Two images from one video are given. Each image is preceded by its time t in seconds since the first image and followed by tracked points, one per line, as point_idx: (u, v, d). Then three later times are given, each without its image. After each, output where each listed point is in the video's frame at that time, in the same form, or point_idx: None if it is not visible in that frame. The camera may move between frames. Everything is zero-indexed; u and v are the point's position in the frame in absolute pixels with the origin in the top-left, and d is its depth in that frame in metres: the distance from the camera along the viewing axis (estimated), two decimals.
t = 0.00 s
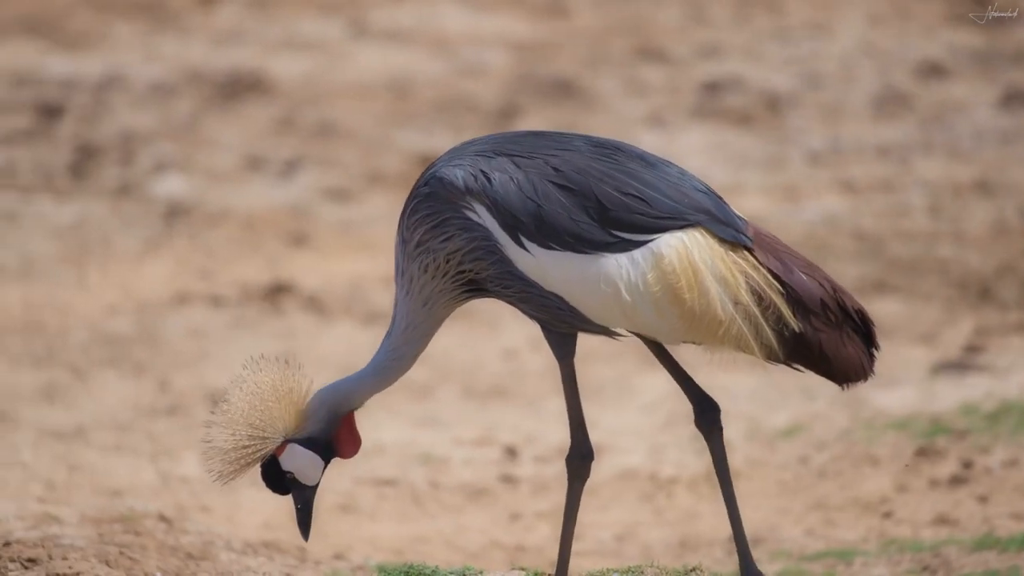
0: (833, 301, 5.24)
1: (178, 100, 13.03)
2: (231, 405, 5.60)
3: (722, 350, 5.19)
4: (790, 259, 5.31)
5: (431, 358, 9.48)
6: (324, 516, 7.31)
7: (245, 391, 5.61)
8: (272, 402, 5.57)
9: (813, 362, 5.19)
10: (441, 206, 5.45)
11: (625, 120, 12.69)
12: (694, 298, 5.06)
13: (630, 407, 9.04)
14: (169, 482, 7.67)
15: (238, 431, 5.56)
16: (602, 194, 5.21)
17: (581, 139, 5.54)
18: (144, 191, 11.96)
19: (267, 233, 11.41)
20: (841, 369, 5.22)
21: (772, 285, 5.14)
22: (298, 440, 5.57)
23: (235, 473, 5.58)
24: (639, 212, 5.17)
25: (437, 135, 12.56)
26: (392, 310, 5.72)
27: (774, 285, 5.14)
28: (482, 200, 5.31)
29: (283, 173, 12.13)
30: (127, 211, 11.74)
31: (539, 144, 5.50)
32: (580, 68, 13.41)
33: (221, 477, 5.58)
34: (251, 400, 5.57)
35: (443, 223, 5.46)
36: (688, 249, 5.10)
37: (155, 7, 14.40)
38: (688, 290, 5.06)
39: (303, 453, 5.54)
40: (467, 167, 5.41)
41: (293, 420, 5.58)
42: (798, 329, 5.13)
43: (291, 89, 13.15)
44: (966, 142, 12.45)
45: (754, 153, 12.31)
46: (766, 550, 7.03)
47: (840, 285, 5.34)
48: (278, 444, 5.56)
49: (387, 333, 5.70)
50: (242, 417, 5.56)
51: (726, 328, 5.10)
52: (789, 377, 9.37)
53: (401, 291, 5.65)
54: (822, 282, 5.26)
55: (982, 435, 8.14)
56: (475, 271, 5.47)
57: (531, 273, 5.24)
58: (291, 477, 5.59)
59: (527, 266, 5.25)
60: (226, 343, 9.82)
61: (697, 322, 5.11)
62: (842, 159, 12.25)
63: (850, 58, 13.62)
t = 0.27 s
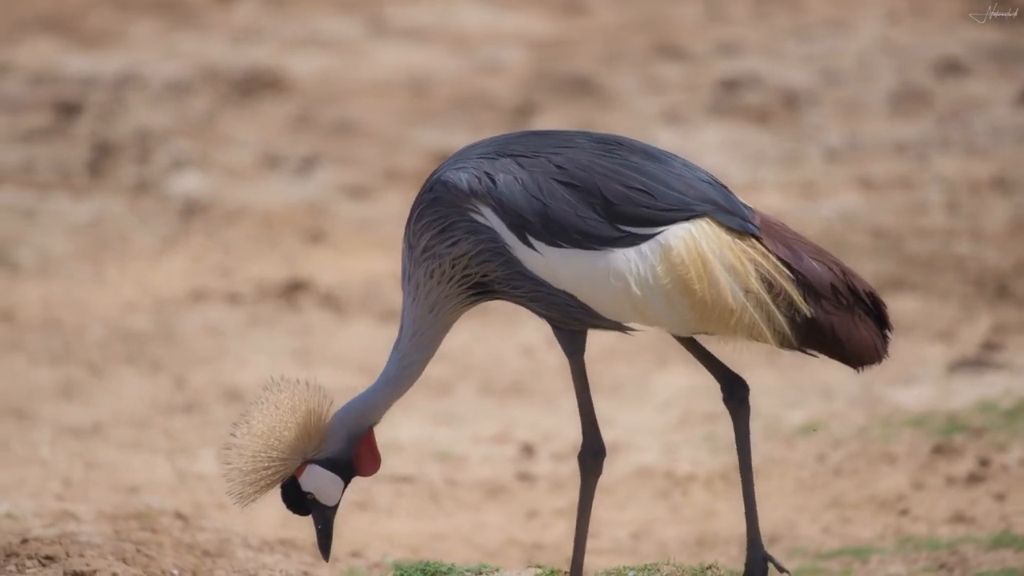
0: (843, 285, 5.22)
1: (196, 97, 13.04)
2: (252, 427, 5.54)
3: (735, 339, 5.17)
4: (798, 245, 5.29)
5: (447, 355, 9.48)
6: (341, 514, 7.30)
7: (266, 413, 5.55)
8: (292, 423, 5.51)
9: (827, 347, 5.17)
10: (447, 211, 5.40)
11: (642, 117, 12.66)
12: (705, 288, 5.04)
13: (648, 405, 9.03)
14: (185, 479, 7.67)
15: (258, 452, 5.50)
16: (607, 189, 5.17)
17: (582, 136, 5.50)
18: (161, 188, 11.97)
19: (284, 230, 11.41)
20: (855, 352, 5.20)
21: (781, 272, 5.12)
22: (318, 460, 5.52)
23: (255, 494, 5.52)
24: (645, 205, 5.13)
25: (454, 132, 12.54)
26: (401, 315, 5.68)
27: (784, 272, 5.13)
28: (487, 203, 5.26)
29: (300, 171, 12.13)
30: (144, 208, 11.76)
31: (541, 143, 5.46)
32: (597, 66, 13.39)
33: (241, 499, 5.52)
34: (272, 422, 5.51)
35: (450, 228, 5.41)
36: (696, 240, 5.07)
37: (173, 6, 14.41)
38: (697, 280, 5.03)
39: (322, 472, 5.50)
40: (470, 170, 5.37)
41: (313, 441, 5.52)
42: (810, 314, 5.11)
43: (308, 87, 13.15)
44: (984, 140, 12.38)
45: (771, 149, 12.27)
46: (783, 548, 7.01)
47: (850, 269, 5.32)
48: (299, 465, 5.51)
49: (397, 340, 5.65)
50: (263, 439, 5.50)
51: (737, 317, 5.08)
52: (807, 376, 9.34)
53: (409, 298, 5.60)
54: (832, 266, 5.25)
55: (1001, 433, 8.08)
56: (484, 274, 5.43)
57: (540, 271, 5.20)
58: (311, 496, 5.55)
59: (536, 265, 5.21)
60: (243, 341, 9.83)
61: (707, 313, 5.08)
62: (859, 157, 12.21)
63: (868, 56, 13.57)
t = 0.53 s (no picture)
0: (853, 268, 5.13)
1: (209, 95, 13.06)
2: (267, 439, 5.46)
3: (747, 328, 5.09)
4: (806, 230, 5.20)
5: (461, 353, 9.49)
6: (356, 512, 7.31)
7: (282, 425, 5.47)
8: (307, 435, 5.41)
9: (840, 331, 5.09)
10: (451, 216, 5.31)
11: (656, 115, 12.65)
12: (714, 279, 4.95)
13: (661, 402, 9.03)
14: (200, 477, 7.67)
15: (273, 465, 5.41)
16: (611, 184, 5.10)
17: (583, 134, 5.42)
18: (175, 186, 12.00)
19: (298, 228, 11.43)
20: (869, 334, 5.11)
21: (790, 258, 5.04)
22: (333, 472, 5.41)
23: (271, 506, 5.43)
24: (650, 199, 5.06)
25: (468, 130, 12.55)
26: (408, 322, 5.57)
27: (793, 258, 5.04)
28: (492, 204, 5.19)
29: (313, 169, 12.14)
30: (159, 206, 11.79)
31: (543, 143, 5.38)
32: (610, 63, 13.38)
33: (257, 512, 5.44)
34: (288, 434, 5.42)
35: (455, 233, 5.31)
36: (703, 230, 4.99)
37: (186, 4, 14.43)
38: (706, 271, 4.95)
39: (337, 484, 5.39)
40: (473, 173, 5.29)
41: (327, 453, 5.42)
42: (821, 299, 5.02)
43: (322, 84, 13.16)
44: (998, 137, 12.34)
45: (786, 147, 12.24)
46: (796, 546, 6.98)
47: (859, 252, 5.23)
48: (314, 477, 5.42)
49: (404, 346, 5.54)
50: (279, 451, 5.41)
51: (748, 306, 4.99)
52: (821, 374, 9.33)
53: (415, 305, 5.49)
54: (841, 250, 5.16)
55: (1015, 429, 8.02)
56: (492, 278, 5.33)
57: (549, 270, 5.12)
58: (327, 509, 5.43)
59: (544, 264, 5.13)
60: (257, 339, 9.84)
61: (718, 303, 5.00)
62: (873, 154, 12.19)
63: (881, 53, 13.54)
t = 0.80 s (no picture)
0: (866, 246, 5.09)
1: (225, 92, 13.08)
2: (284, 447, 5.37)
3: (763, 314, 5.03)
4: (817, 212, 5.15)
5: (477, 349, 9.52)
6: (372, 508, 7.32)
7: (300, 432, 5.39)
8: (325, 444, 5.33)
9: (856, 311, 5.04)
10: (461, 219, 5.24)
11: (672, 111, 12.64)
12: (727, 266, 4.89)
13: (676, 398, 9.05)
14: (216, 472, 7.68)
15: (290, 473, 5.32)
16: (619, 177, 5.02)
17: (589, 129, 5.34)
18: (191, 182, 12.03)
19: (313, 224, 11.44)
20: (886, 312, 5.06)
21: (802, 241, 4.99)
22: (350, 480, 5.35)
23: (287, 514, 5.35)
24: (659, 190, 4.99)
25: (484, 126, 12.56)
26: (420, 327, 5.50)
27: (805, 241, 4.99)
28: (500, 205, 5.11)
29: (329, 165, 12.16)
30: (175, 202, 11.82)
31: (548, 140, 5.30)
32: (626, 59, 13.36)
33: (273, 519, 5.36)
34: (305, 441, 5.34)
35: (466, 236, 5.24)
36: (713, 218, 4.93)
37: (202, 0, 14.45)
38: (719, 259, 4.89)
39: (354, 492, 5.33)
40: (480, 175, 5.21)
41: (346, 462, 5.35)
42: (836, 280, 4.98)
43: (337, 80, 13.16)
44: (1015, 133, 12.29)
45: (802, 143, 12.26)
46: (812, 541, 6.95)
47: (871, 230, 5.18)
48: (331, 485, 5.34)
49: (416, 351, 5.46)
50: (295, 459, 5.32)
51: (763, 292, 4.94)
52: (837, 371, 9.32)
53: (427, 309, 5.42)
54: (852, 229, 5.11)
55: None
56: (505, 279, 5.25)
57: (561, 267, 5.05)
58: (343, 517, 5.37)
59: (556, 262, 5.05)
60: (273, 335, 9.86)
61: (733, 290, 4.94)
62: (889, 151, 12.18)
63: (898, 49, 13.49)
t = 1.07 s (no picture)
0: (876, 227, 5.08)
1: (239, 86, 13.08)
2: (297, 450, 5.30)
3: (776, 300, 5.02)
4: (826, 195, 5.13)
5: (490, 343, 9.52)
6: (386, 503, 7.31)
7: (314, 436, 5.31)
8: (338, 446, 5.25)
9: (870, 291, 5.03)
10: (470, 220, 5.20)
11: (686, 106, 12.65)
12: (738, 254, 4.88)
13: (690, 392, 9.05)
14: (229, 467, 7.68)
15: (303, 477, 5.26)
16: (626, 170, 5.01)
17: (592, 124, 5.32)
18: (205, 177, 12.05)
19: (326, 219, 11.45)
20: (900, 291, 5.05)
21: (812, 225, 4.97)
22: (364, 483, 5.27)
23: (299, 517, 5.27)
24: (666, 181, 4.98)
25: (497, 120, 12.55)
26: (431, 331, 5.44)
27: (815, 225, 4.98)
28: (509, 204, 5.08)
29: (342, 159, 12.17)
30: (189, 196, 11.86)
31: (554, 138, 5.28)
32: (640, 53, 13.34)
33: (285, 522, 5.29)
34: (319, 445, 5.26)
35: (476, 237, 5.19)
36: (722, 206, 4.92)
37: None
38: (730, 247, 4.87)
39: (368, 495, 5.24)
40: (487, 176, 5.18)
41: (359, 464, 5.27)
42: (848, 262, 4.97)
43: (351, 74, 13.15)
44: None
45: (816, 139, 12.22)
46: (826, 536, 6.90)
47: (881, 210, 5.17)
48: (344, 488, 5.26)
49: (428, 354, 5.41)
50: (307, 461, 5.26)
51: (776, 278, 4.93)
52: (852, 366, 9.31)
53: (437, 311, 5.37)
54: (862, 211, 5.10)
55: None
56: (517, 279, 5.21)
57: (573, 263, 5.01)
58: (357, 520, 5.28)
59: (568, 259, 5.02)
60: (286, 330, 9.86)
61: (745, 277, 4.93)
62: (903, 147, 12.17)
63: (913, 42, 13.44)
